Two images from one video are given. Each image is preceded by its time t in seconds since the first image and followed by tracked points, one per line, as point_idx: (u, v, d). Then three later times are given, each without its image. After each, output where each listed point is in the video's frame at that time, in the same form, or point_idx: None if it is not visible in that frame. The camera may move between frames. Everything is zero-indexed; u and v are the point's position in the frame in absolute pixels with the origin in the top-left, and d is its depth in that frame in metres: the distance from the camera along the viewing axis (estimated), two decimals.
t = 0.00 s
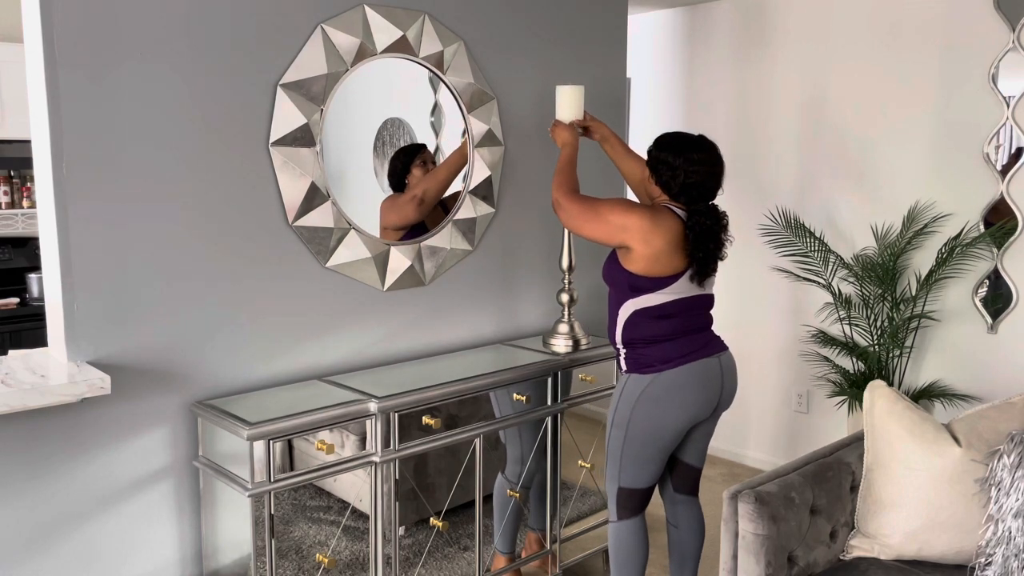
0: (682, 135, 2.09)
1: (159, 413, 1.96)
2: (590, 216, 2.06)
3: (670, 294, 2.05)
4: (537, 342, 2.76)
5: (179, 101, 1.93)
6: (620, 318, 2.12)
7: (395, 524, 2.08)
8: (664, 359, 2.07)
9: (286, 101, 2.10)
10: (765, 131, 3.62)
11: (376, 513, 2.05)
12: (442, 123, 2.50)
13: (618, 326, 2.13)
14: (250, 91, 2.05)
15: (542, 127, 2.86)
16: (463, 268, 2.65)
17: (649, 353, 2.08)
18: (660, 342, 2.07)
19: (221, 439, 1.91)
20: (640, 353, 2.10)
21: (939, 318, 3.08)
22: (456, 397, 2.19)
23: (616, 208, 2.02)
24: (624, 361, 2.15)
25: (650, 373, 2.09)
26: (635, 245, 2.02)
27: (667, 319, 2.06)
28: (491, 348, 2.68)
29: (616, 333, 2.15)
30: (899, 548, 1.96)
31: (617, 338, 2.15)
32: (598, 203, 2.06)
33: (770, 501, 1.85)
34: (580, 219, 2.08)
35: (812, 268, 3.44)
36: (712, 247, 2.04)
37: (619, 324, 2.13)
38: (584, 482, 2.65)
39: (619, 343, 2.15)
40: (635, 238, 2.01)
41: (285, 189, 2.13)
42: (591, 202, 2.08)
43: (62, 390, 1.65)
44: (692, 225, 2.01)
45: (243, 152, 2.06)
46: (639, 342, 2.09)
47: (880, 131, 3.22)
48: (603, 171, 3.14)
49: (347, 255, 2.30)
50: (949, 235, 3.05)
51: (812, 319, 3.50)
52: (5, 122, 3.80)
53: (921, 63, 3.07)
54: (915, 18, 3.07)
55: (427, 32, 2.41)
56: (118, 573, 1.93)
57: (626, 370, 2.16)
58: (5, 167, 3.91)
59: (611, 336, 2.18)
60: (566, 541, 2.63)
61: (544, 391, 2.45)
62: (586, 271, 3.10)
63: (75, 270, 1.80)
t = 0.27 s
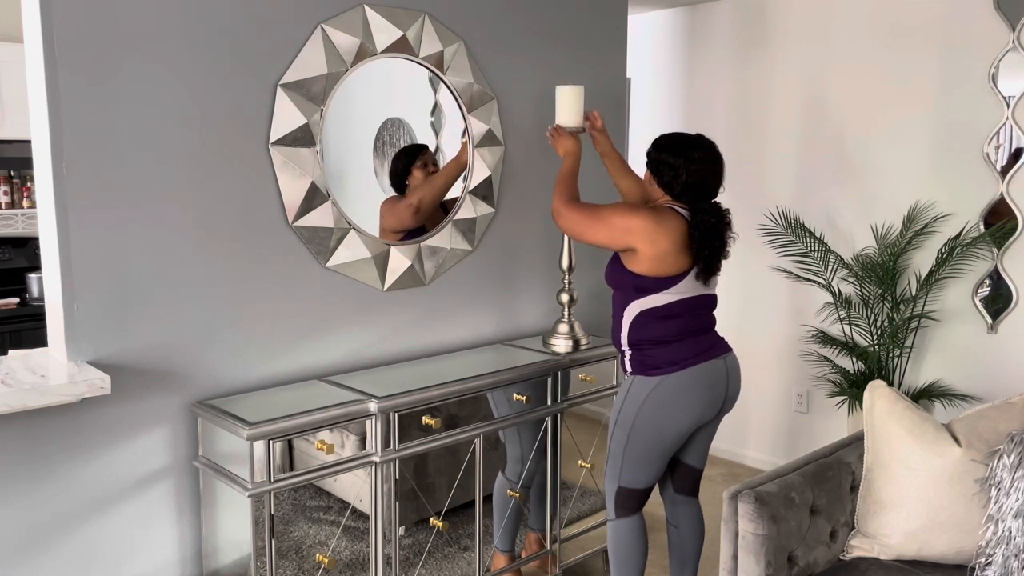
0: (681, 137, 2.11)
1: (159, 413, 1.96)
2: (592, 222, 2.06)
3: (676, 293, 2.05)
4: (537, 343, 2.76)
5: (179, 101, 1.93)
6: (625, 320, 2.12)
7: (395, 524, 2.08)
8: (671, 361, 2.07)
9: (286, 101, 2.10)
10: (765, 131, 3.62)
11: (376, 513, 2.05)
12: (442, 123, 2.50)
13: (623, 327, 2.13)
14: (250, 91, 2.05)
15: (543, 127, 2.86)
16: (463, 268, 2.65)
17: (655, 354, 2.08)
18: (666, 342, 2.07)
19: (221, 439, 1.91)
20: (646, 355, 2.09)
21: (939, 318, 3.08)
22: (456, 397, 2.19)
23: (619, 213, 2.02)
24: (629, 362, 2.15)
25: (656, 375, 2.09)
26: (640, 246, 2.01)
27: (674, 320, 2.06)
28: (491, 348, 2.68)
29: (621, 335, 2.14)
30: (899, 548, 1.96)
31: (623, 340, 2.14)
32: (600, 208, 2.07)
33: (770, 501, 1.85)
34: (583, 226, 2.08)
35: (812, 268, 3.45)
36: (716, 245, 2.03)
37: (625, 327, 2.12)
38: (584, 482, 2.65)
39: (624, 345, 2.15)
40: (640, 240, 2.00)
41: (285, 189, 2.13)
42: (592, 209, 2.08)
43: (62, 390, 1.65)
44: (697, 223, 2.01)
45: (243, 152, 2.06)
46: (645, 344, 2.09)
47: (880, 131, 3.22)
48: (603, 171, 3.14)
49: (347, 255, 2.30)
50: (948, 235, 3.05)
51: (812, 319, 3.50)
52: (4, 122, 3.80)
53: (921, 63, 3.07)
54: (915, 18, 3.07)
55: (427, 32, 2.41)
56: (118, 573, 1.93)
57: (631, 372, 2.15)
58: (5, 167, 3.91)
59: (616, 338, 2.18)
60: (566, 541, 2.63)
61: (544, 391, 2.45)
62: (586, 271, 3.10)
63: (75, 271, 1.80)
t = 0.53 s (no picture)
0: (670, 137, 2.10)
1: (160, 413, 1.96)
2: (614, 277, 1.99)
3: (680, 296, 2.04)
4: (537, 342, 2.76)
5: (179, 101, 1.93)
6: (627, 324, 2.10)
7: (395, 524, 2.08)
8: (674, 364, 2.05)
9: (286, 101, 2.10)
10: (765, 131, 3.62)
11: (376, 513, 2.05)
12: (442, 123, 2.50)
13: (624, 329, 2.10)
14: (250, 91, 2.05)
15: (543, 127, 2.86)
16: (463, 268, 2.65)
17: (659, 356, 2.06)
18: (669, 343, 2.05)
19: (221, 439, 1.91)
20: (649, 356, 2.07)
21: (939, 318, 3.08)
22: (456, 397, 2.19)
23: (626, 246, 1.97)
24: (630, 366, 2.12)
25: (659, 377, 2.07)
26: (660, 258, 1.97)
27: (675, 321, 2.05)
28: (491, 348, 2.68)
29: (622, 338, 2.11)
30: (899, 548, 1.96)
31: (624, 342, 2.11)
32: (603, 258, 2.01)
33: (770, 501, 1.85)
34: (609, 288, 2.01)
35: (812, 268, 3.44)
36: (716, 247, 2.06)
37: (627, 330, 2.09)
38: (584, 482, 2.65)
39: (625, 348, 2.12)
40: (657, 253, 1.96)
41: (285, 189, 2.13)
42: (601, 266, 2.01)
43: (62, 390, 1.65)
44: (701, 226, 2.03)
45: (243, 152, 2.06)
46: (648, 346, 2.07)
47: (880, 131, 3.22)
48: (603, 171, 3.14)
49: (347, 255, 2.30)
50: (948, 235, 3.05)
51: (812, 319, 3.50)
52: (4, 122, 3.80)
53: (921, 62, 3.07)
54: (915, 18, 3.07)
55: (427, 32, 2.41)
56: (118, 573, 1.93)
57: (633, 375, 2.12)
58: (5, 167, 3.91)
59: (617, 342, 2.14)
60: (566, 541, 2.63)
61: (544, 391, 2.45)
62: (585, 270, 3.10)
63: (75, 271, 1.80)
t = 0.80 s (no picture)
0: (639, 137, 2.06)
1: (160, 413, 1.96)
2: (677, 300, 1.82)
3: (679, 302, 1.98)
4: (537, 342, 2.76)
5: (179, 101, 1.93)
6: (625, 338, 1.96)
7: (395, 524, 2.08)
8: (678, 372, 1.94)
9: (286, 101, 2.10)
10: (766, 131, 3.62)
11: (376, 513, 2.05)
12: (442, 123, 2.50)
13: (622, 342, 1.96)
14: (250, 91, 2.05)
15: (543, 127, 2.87)
16: (463, 268, 2.65)
17: (660, 367, 1.93)
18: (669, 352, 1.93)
19: (221, 439, 1.91)
20: (652, 368, 1.93)
21: (939, 318, 3.08)
22: (455, 397, 2.19)
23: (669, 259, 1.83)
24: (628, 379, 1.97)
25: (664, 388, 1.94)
26: (681, 254, 1.91)
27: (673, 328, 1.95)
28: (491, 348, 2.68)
29: (619, 353, 1.97)
30: (899, 548, 1.96)
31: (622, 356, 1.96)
32: (654, 283, 1.81)
33: (770, 501, 1.85)
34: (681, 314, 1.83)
35: (812, 268, 3.45)
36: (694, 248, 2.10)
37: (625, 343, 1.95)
38: (584, 483, 2.65)
39: (621, 362, 1.97)
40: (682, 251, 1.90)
41: (285, 189, 2.13)
42: (660, 293, 1.81)
43: (62, 390, 1.65)
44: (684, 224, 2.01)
45: (243, 152, 2.06)
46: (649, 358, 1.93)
47: (880, 131, 3.22)
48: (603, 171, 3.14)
49: (347, 255, 2.30)
50: (948, 235, 3.05)
51: (812, 319, 3.51)
52: (4, 122, 3.80)
53: (921, 62, 3.07)
54: (915, 18, 3.07)
55: (427, 32, 2.41)
56: (118, 573, 1.93)
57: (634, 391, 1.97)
58: (4, 167, 3.91)
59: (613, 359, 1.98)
60: (566, 542, 2.63)
61: (544, 391, 2.45)
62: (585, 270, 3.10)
63: (75, 271, 1.80)
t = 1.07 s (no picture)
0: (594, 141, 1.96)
1: (160, 413, 1.96)
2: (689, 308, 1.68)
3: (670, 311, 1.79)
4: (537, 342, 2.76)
5: (179, 100, 1.93)
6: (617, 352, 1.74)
7: (395, 524, 2.08)
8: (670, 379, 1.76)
9: (286, 101, 2.11)
10: (766, 131, 3.62)
11: (376, 513, 2.05)
12: (442, 123, 2.51)
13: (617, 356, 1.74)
14: (250, 91, 2.05)
15: (543, 127, 2.87)
16: (463, 268, 2.65)
17: (656, 379, 1.74)
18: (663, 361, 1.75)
19: (221, 439, 1.91)
20: (649, 382, 1.74)
21: (939, 318, 3.08)
22: (455, 397, 2.19)
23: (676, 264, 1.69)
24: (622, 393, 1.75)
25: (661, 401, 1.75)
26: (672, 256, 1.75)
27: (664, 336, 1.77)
28: (491, 348, 2.68)
29: (612, 369, 1.75)
30: (899, 548, 1.96)
31: (618, 372, 1.74)
32: (670, 290, 1.64)
33: (770, 501, 1.85)
34: (692, 323, 1.68)
35: (812, 269, 3.45)
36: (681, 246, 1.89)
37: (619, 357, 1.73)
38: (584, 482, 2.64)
39: (613, 379, 1.75)
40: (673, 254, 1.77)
41: (285, 189, 2.13)
42: (677, 304, 1.65)
43: (62, 390, 1.65)
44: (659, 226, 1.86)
45: (243, 152, 2.06)
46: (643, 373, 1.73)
47: (880, 131, 3.22)
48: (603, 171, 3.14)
49: (347, 255, 2.30)
50: (948, 235, 3.05)
51: (811, 319, 3.51)
52: (5, 122, 3.80)
53: (921, 62, 3.07)
54: (915, 18, 3.07)
55: (427, 32, 2.41)
56: (118, 573, 1.93)
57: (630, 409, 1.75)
58: (5, 167, 3.90)
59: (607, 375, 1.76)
60: (565, 542, 2.62)
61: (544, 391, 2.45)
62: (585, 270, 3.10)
63: (75, 271, 1.80)
